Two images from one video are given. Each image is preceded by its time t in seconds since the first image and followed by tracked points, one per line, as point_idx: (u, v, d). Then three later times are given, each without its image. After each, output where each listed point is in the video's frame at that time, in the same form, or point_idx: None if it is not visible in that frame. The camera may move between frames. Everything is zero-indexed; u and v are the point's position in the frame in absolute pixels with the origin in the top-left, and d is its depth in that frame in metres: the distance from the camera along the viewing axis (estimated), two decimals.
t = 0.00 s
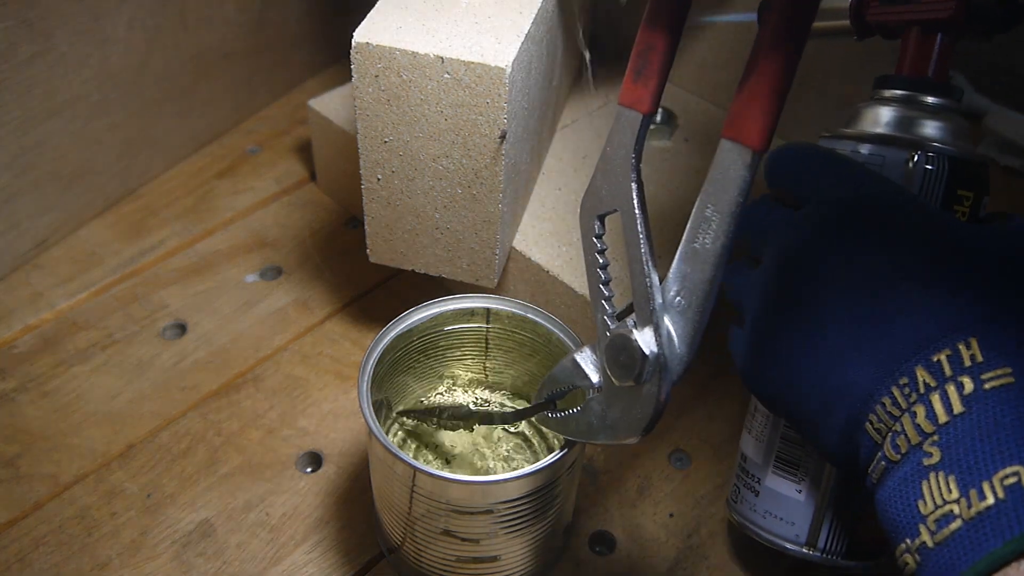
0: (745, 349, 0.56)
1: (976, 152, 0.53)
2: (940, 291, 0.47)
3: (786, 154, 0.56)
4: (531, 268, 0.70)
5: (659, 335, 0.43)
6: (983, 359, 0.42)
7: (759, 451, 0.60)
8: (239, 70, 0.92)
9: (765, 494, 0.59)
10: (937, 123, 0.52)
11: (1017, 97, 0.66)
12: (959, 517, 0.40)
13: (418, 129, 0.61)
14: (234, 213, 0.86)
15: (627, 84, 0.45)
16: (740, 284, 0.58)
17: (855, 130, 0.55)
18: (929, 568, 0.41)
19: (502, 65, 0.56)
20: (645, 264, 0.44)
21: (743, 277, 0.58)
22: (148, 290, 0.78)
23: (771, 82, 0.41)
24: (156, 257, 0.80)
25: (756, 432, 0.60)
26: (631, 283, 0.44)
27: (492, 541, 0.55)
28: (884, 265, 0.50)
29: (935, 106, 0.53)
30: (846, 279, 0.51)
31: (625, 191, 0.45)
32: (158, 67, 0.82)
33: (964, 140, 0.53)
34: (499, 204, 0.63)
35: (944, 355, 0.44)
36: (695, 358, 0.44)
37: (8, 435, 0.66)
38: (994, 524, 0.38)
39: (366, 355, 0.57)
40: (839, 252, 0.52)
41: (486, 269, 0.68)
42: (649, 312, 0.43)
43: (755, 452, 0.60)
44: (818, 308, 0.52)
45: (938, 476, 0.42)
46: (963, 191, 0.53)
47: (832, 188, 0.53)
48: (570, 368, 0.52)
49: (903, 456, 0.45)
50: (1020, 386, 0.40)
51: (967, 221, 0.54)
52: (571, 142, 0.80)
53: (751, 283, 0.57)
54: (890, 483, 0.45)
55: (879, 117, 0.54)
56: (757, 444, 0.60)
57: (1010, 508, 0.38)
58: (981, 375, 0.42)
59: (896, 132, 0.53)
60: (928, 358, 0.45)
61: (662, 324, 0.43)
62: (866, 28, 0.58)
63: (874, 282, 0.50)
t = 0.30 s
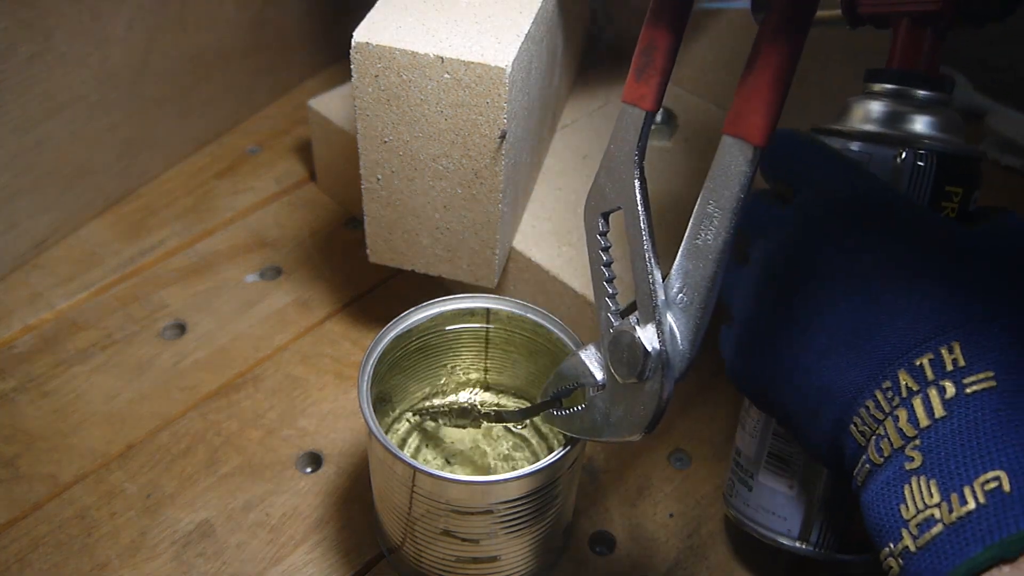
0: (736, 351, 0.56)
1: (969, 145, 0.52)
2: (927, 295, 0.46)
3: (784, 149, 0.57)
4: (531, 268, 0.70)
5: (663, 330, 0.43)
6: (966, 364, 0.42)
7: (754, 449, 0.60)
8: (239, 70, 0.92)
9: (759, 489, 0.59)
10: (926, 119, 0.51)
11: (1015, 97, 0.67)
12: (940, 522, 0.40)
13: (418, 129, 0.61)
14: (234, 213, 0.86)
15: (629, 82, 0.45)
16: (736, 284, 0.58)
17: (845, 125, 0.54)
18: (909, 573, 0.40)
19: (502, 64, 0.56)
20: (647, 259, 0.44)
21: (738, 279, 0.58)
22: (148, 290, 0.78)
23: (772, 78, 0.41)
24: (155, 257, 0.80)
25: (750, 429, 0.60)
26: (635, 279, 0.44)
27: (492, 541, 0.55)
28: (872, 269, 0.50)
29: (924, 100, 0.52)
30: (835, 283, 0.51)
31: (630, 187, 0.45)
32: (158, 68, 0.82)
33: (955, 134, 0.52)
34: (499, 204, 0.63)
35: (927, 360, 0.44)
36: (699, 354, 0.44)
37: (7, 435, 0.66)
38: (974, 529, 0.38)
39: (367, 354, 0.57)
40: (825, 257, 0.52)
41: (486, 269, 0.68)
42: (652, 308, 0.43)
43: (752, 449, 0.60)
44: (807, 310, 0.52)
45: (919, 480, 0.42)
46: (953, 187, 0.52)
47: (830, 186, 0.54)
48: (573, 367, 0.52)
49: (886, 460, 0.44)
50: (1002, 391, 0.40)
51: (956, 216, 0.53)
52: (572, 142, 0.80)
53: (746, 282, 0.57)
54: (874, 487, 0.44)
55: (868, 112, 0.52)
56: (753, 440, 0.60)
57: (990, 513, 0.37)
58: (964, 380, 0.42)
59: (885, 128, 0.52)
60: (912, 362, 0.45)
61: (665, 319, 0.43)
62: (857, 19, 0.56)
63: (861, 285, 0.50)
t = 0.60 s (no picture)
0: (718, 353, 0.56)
1: (959, 142, 0.52)
2: (890, 303, 0.47)
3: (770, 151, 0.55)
4: (531, 268, 0.70)
5: (659, 335, 0.43)
6: (926, 375, 0.43)
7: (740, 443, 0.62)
8: (239, 70, 0.92)
9: (741, 478, 0.62)
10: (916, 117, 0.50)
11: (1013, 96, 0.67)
12: (899, 533, 0.41)
13: (418, 129, 0.61)
14: (233, 213, 0.86)
15: (628, 84, 0.45)
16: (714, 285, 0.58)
17: (832, 121, 0.53)
18: None
19: (502, 64, 0.56)
20: (645, 265, 0.44)
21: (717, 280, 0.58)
22: (147, 290, 0.78)
23: (769, 80, 0.41)
24: (155, 257, 0.80)
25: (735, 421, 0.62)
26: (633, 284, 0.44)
27: (493, 541, 0.55)
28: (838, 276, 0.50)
29: (914, 96, 0.51)
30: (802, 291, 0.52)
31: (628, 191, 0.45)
32: (158, 68, 0.82)
33: (947, 131, 0.51)
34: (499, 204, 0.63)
35: (890, 371, 0.45)
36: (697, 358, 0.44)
37: (7, 435, 0.66)
38: (931, 541, 0.39)
39: (366, 355, 0.57)
40: (805, 261, 0.52)
41: (486, 269, 0.68)
42: (649, 314, 0.44)
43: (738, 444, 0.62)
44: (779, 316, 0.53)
45: (879, 491, 0.43)
46: (935, 187, 0.52)
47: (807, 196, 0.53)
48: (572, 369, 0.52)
49: (849, 469, 0.46)
50: (960, 402, 0.41)
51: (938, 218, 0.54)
52: (571, 142, 0.80)
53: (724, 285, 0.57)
54: (838, 496, 0.46)
55: (857, 111, 0.51)
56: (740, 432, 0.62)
57: (946, 525, 0.39)
58: (923, 391, 0.43)
59: (873, 127, 0.51)
60: (875, 371, 0.46)
61: (662, 326, 0.43)
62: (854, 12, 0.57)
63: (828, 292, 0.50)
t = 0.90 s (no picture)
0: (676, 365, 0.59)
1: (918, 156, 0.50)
2: (812, 343, 0.50)
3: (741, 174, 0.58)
4: (532, 268, 0.70)
5: (663, 337, 0.43)
6: (836, 413, 0.47)
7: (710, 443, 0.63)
8: (239, 69, 0.92)
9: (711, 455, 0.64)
10: (867, 132, 0.49)
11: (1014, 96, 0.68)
12: (811, 567, 0.43)
13: (418, 129, 0.61)
14: (233, 213, 0.86)
15: (636, 83, 0.45)
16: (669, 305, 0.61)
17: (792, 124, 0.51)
18: None
19: (502, 64, 0.56)
20: (651, 266, 0.44)
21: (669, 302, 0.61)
22: (147, 290, 0.78)
23: (774, 80, 0.41)
24: (155, 256, 0.80)
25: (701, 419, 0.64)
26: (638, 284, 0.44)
27: (493, 541, 0.55)
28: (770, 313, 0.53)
29: (877, 105, 0.49)
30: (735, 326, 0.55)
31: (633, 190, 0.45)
32: (158, 68, 0.82)
33: (905, 144, 0.50)
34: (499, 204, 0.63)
35: (803, 407, 0.49)
36: (699, 355, 0.44)
37: (8, 435, 0.66)
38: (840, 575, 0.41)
39: (366, 354, 0.57)
40: (791, 269, 0.54)
41: (486, 269, 0.68)
42: (654, 316, 0.43)
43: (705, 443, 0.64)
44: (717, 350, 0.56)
45: (792, 525, 0.45)
46: (883, 205, 0.50)
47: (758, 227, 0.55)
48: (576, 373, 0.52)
49: (767, 501, 0.49)
50: (866, 440, 0.45)
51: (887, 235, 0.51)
52: (571, 142, 0.80)
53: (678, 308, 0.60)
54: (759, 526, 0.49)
55: (812, 117, 0.50)
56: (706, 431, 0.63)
57: (853, 559, 0.41)
58: (832, 429, 0.46)
59: (821, 140, 0.50)
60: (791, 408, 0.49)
61: (666, 327, 0.43)
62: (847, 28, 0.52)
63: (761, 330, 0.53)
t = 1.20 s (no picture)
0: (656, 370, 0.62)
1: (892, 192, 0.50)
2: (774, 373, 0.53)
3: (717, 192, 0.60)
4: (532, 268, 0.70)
5: (653, 339, 0.43)
6: (795, 445, 0.50)
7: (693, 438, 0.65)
8: (240, 69, 0.92)
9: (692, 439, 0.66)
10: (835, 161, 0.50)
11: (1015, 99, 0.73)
12: None
13: (418, 129, 0.61)
14: (233, 213, 0.86)
15: (643, 83, 0.46)
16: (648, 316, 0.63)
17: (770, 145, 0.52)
18: None
19: (502, 64, 0.56)
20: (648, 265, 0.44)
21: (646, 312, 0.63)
22: (148, 290, 0.78)
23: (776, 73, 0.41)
24: (155, 257, 0.80)
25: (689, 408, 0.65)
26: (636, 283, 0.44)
27: (494, 541, 0.55)
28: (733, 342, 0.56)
29: (853, 134, 0.50)
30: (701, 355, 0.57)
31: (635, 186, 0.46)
32: (158, 69, 0.82)
33: (883, 176, 0.50)
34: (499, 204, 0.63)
35: (764, 438, 0.52)
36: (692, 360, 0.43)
37: (8, 435, 0.66)
38: None
39: (367, 354, 0.57)
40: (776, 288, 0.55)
41: (486, 269, 0.68)
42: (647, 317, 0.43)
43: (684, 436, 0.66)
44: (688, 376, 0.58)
45: (756, 552, 0.49)
46: (852, 237, 0.51)
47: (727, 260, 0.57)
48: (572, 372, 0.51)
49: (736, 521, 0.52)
50: (823, 472, 0.48)
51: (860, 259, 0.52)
52: (571, 142, 0.80)
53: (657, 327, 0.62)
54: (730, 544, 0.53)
55: (784, 137, 0.52)
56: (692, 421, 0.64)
57: None
58: (792, 461, 0.50)
59: (789, 163, 0.51)
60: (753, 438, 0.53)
61: (658, 329, 0.43)
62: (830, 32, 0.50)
63: (725, 363, 0.56)
